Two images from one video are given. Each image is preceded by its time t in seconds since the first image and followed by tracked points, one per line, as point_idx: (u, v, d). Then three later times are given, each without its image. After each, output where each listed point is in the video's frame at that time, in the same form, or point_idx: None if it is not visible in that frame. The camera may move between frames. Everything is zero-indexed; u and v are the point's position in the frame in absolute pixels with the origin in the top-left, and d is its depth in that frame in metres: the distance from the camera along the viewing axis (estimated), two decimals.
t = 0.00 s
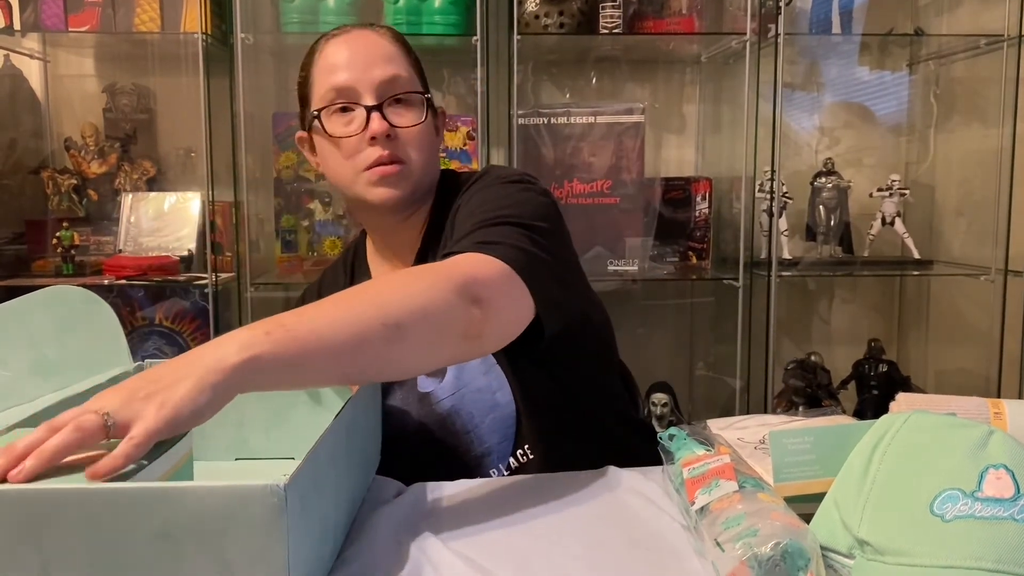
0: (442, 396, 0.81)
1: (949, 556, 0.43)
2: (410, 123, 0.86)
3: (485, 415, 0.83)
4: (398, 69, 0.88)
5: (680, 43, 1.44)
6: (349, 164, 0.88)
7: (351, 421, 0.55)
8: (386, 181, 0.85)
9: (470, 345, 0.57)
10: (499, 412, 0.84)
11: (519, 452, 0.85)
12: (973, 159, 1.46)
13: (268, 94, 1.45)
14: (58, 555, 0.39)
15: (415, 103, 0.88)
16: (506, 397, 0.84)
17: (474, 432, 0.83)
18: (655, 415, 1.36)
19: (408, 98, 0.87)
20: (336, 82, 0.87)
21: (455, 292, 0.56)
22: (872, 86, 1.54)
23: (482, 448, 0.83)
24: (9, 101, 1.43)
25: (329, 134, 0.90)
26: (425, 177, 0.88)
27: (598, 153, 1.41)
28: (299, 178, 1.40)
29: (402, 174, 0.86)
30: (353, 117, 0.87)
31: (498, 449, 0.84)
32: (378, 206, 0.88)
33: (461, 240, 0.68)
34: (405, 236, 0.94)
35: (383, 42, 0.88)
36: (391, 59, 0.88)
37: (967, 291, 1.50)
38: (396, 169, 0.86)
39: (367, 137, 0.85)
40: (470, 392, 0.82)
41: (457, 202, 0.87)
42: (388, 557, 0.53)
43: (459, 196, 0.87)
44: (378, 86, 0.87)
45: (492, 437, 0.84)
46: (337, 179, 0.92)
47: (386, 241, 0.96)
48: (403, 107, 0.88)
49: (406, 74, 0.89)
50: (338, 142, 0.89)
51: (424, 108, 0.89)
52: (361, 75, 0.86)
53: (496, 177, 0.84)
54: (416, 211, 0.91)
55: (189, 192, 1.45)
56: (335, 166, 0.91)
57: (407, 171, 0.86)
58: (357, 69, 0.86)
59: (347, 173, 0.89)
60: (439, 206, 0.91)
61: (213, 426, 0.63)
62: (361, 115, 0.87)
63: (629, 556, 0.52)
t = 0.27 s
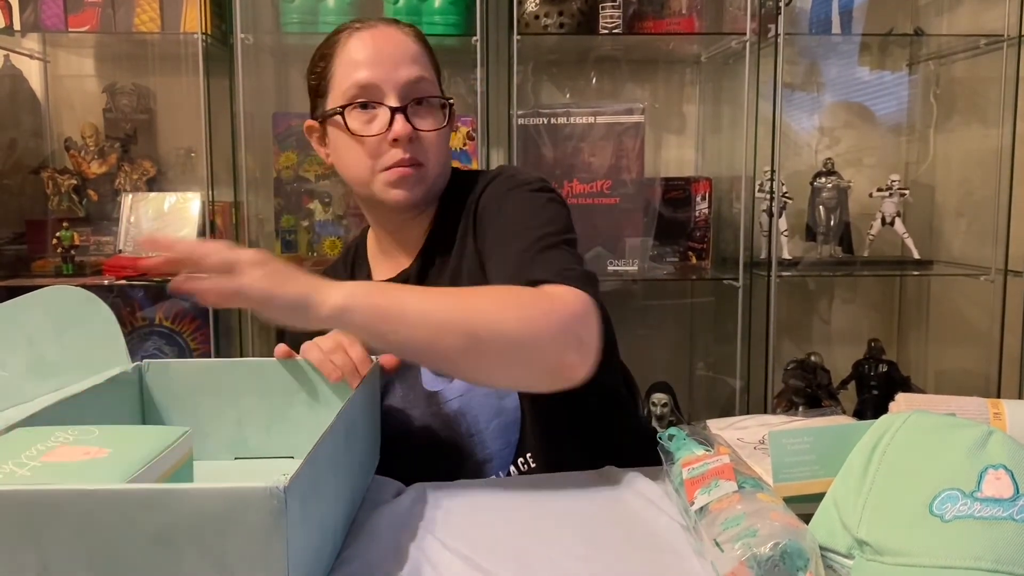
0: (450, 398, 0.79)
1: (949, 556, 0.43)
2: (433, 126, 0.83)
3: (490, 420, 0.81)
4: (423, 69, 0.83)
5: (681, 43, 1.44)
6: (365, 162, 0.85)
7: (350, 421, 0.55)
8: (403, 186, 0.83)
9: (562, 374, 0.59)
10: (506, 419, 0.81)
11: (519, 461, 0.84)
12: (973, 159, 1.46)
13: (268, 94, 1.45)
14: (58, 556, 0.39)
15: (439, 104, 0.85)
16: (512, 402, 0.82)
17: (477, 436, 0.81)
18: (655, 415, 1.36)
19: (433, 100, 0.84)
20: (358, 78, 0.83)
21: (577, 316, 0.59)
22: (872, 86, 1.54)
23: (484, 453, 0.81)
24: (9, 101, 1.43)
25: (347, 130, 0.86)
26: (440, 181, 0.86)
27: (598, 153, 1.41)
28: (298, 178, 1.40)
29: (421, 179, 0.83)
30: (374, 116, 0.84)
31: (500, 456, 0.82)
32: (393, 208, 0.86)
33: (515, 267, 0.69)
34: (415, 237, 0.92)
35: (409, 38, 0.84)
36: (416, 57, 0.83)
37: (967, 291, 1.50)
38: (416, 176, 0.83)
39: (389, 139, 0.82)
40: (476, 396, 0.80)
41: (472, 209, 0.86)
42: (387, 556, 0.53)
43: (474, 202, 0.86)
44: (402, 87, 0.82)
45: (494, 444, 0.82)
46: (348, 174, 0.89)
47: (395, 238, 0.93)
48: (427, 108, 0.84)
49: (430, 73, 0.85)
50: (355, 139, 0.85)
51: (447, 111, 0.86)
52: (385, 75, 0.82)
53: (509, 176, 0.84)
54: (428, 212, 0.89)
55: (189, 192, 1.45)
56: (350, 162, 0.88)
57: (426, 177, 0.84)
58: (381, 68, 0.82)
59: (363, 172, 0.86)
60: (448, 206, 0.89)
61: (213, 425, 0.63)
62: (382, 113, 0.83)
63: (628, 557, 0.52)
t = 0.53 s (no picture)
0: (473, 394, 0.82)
1: (948, 558, 0.43)
2: (459, 126, 0.86)
3: (507, 428, 0.83)
4: (450, 70, 0.86)
5: (680, 44, 1.44)
6: (389, 160, 0.87)
7: (349, 421, 0.56)
8: (429, 185, 0.85)
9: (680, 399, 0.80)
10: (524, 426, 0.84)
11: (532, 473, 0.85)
12: (973, 159, 1.46)
13: (268, 95, 1.45)
14: (57, 557, 0.39)
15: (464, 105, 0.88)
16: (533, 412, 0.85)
17: (494, 441, 0.83)
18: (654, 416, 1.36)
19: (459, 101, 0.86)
20: (387, 76, 0.85)
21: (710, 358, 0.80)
22: (871, 87, 1.54)
23: (498, 461, 0.83)
24: (10, 101, 1.43)
25: (373, 127, 0.87)
26: (462, 179, 0.88)
27: (597, 154, 1.41)
28: (298, 179, 1.40)
29: (447, 178, 0.86)
30: (402, 113, 0.85)
31: (513, 465, 0.84)
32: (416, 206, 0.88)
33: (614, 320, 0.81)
34: (434, 233, 0.92)
35: (438, 40, 0.87)
36: (443, 59, 0.86)
37: (967, 292, 1.49)
38: (443, 175, 0.85)
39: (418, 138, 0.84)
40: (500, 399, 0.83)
41: (523, 237, 0.90)
42: (387, 557, 0.53)
43: (525, 229, 0.90)
44: (431, 86, 0.85)
45: (509, 452, 0.83)
46: (369, 172, 0.90)
47: (411, 234, 0.93)
48: (453, 108, 0.87)
49: (455, 74, 0.87)
50: (381, 137, 0.86)
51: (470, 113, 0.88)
52: (415, 74, 0.84)
53: (549, 202, 0.91)
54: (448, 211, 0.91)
55: (189, 193, 1.45)
56: (373, 157, 0.89)
57: (452, 176, 0.86)
58: (410, 66, 0.84)
59: (388, 168, 0.87)
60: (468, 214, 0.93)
61: (212, 425, 0.63)
62: (411, 112, 0.85)
63: (627, 558, 0.52)
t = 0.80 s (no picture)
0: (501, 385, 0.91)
1: (948, 559, 0.43)
2: (497, 118, 0.90)
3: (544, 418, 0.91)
4: (488, 63, 0.90)
5: (679, 44, 1.44)
6: (429, 151, 0.90)
7: (349, 421, 0.56)
8: (470, 175, 0.89)
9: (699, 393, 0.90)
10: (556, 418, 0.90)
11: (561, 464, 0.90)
12: (972, 159, 1.46)
13: (267, 96, 1.45)
14: (56, 558, 0.39)
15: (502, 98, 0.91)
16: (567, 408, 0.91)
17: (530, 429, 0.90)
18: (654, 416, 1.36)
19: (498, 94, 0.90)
20: (428, 70, 0.89)
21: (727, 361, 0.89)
22: (871, 87, 1.54)
23: (530, 449, 0.90)
24: (9, 102, 1.43)
25: (413, 120, 0.91)
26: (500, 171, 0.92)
27: (597, 155, 1.41)
28: (298, 180, 1.41)
29: (486, 168, 0.89)
30: (443, 106, 0.89)
31: (544, 454, 0.90)
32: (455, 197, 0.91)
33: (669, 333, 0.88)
34: (471, 222, 0.96)
35: (476, 34, 0.90)
36: (481, 53, 0.89)
37: (966, 292, 1.49)
38: (483, 165, 0.89)
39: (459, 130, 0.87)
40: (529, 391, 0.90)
41: (578, 249, 0.93)
42: (386, 558, 0.53)
43: (579, 239, 0.94)
44: (470, 78, 0.88)
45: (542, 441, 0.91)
46: (409, 163, 0.93)
47: (449, 222, 0.97)
48: (492, 101, 0.90)
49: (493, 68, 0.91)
50: (421, 129, 0.90)
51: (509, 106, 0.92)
52: (455, 67, 0.88)
53: (598, 210, 0.95)
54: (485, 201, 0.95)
55: (188, 193, 1.45)
56: (413, 149, 0.92)
57: (490, 167, 0.90)
58: (450, 60, 0.88)
59: (427, 160, 0.91)
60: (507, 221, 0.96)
61: (212, 426, 0.63)
62: (450, 104, 0.88)
63: (625, 559, 0.52)
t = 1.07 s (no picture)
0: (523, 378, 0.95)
1: (947, 559, 0.43)
2: (529, 109, 0.95)
3: (564, 411, 0.95)
4: (520, 56, 0.95)
5: (679, 44, 1.44)
6: (463, 140, 0.95)
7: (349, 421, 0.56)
8: (501, 164, 0.94)
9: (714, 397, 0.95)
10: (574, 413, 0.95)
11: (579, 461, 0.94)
12: (972, 160, 1.46)
13: (267, 97, 1.46)
14: (56, 557, 0.39)
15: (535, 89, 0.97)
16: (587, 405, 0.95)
17: (550, 421, 0.95)
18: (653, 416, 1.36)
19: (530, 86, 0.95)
20: (463, 62, 0.94)
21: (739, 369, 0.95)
22: (870, 88, 1.54)
23: (548, 442, 0.95)
24: (8, 102, 1.43)
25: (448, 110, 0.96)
26: (531, 161, 0.97)
27: (596, 155, 1.41)
28: (297, 180, 1.41)
29: (517, 157, 0.95)
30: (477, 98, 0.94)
31: (562, 449, 0.95)
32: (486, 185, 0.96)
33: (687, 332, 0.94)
34: (500, 211, 1.02)
35: (511, 29, 0.96)
36: (516, 46, 0.95)
37: (966, 292, 1.49)
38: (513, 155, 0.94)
39: (491, 120, 0.92)
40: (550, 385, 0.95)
41: (608, 248, 0.98)
42: (385, 558, 0.53)
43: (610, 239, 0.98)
44: (504, 71, 0.94)
45: (561, 433, 0.95)
46: (442, 152, 0.99)
47: (479, 209, 1.02)
48: (524, 93, 0.95)
49: (526, 61, 0.97)
50: (456, 119, 0.95)
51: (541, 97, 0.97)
52: (489, 60, 0.94)
53: (629, 213, 1.00)
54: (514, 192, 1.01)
55: (188, 193, 1.45)
56: (448, 138, 0.97)
57: (520, 157, 0.95)
58: (485, 53, 0.94)
59: (460, 149, 0.96)
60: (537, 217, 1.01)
61: (211, 426, 0.63)
62: (485, 95, 0.94)
63: (623, 559, 0.52)
